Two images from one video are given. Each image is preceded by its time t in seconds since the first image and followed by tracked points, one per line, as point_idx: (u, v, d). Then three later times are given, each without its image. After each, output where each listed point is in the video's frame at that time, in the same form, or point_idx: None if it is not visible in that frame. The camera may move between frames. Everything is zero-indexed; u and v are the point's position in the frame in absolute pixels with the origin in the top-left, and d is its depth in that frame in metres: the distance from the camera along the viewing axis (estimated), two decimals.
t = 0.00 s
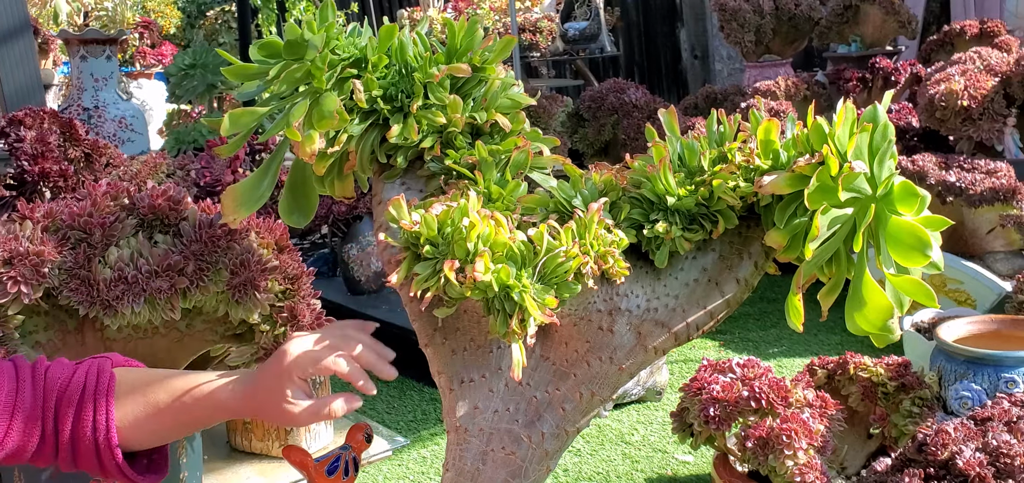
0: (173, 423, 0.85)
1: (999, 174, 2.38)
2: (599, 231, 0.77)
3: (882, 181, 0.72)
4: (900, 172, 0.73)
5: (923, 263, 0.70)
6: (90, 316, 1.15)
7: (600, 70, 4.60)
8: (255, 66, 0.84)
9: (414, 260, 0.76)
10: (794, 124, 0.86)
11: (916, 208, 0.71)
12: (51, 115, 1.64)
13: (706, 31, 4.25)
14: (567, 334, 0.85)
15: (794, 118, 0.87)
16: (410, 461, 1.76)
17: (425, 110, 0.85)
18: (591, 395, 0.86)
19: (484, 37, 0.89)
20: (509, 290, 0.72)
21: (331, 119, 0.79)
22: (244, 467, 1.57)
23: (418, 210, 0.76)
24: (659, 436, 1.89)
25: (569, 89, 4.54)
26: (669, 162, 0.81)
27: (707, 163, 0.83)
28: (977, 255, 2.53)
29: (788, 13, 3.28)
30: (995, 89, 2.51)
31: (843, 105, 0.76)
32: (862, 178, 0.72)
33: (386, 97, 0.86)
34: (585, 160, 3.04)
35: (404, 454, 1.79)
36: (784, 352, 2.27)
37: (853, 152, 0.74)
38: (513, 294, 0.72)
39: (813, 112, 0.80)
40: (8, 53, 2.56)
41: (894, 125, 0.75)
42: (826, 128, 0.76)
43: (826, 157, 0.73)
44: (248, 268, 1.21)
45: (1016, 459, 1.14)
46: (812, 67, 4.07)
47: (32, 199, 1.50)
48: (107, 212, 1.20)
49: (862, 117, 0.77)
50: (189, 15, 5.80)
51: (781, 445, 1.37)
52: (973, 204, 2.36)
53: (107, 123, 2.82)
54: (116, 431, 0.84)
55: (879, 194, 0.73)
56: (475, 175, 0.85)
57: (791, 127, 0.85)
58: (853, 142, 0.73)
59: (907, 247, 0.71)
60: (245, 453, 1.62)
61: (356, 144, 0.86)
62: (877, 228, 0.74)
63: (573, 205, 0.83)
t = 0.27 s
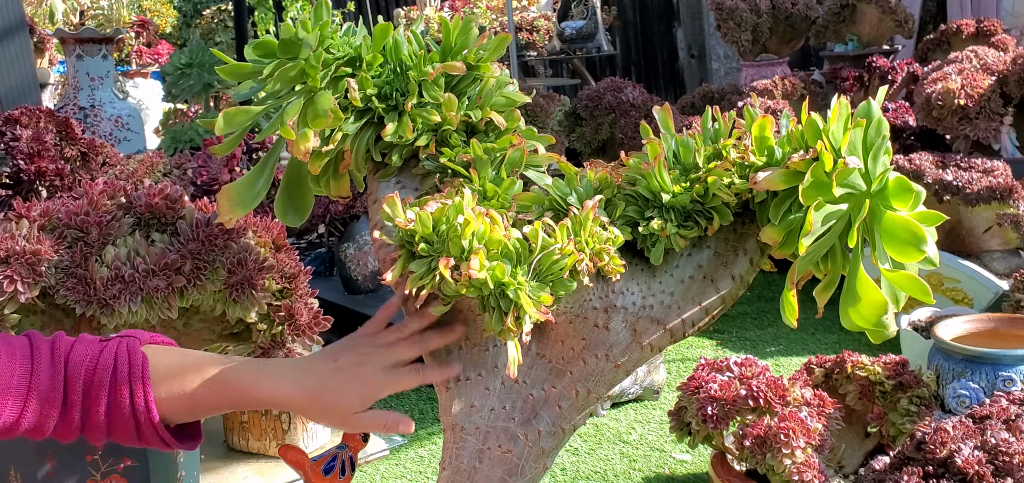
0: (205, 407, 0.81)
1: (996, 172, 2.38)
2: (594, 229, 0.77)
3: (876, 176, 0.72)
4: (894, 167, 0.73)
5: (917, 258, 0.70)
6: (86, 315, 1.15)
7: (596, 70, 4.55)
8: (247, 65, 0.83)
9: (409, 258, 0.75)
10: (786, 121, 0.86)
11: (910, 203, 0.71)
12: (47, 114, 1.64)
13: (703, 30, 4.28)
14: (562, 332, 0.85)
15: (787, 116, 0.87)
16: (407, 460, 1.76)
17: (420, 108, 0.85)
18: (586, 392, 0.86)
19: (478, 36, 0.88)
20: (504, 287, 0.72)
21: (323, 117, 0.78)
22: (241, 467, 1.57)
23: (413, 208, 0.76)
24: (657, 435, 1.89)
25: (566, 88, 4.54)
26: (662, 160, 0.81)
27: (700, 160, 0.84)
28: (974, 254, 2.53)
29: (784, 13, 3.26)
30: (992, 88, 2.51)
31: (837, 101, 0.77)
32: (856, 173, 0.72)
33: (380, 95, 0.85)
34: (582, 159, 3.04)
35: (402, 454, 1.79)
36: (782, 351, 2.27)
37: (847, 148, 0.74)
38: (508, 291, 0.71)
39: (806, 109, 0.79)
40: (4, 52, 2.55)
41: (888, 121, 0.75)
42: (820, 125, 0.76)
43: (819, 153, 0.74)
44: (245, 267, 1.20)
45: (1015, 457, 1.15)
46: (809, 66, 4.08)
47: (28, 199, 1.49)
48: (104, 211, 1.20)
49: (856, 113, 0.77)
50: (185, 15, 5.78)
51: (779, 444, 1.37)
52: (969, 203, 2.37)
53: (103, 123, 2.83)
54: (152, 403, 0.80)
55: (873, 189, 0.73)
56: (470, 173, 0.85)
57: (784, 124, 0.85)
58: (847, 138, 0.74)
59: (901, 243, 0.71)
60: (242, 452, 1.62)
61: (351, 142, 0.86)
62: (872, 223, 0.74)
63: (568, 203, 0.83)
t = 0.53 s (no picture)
0: (215, 419, 0.79)
1: (994, 173, 2.38)
2: (596, 230, 0.77)
3: (876, 180, 0.73)
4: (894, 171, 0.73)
5: (918, 260, 0.70)
6: (86, 315, 1.15)
7: (594, 70, 4.55)
8: (249, 66, 0.83)
9: (410, 260, 0.76)
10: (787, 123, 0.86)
11: (911, 206, 0.71)
12: (46, 114, 1.64)
13: (701, 30, 4.29)
14: (563, 333, 0.85)
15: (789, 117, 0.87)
16: (405, 461, 1.76)
17: (422, 109, 0.85)
18: (586, 393, 0.87)
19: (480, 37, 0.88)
20: (505, 289, 0.72)
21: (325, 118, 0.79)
22: (240, 467, 1.57)
23: (416, 209, 0.77)
24: (655, 436, 1.89)
25: (564, 88, 4.55)
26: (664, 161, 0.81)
27: (702, 162, 0.83)
28: (971, 255, 2.54)
29: (783, 14, 3.28)
30: (989, 90, 2.51)
31: (838, 105, 0.77)
32: (857, 176, 0.72)
33: (382, 97, 0.86)
34: (581, 160, 3.04)
35: (400, 454, 1.79)
36: (780, 352, 2.28)
37: (848, 151, 0.74)
38: (509, 293, 0.72)
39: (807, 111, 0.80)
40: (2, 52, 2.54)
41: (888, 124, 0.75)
42: (821, 128, 0.76)
43: (820, 156, 0.74)
44: (245, 267, 1.20)
45: (1011, 458, 1.15)
46: (807, 67, 4.09)
47: (27, 199, 1.50)
48: (103, 211, 1.20)
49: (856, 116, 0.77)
50: (184, 15, 5.78)
51: (776, 445, 1.37)
52: (967, 204, 2.37)
53: (101, 123, 2.83)
54: (156, 408, 0.77)
55: (874, 192, 0.73)
56: (472, 174, 0.85)
57: (786, 126, 0.85)
58: (848, 141, 0.74)
59: (902, 246, 0.71)
60: (241, 453, 1.62)
61: (353, 143, 0.87)
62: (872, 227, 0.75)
63: (569, 204, 0.83)
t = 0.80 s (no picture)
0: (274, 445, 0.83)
1: (991, 173, 2.39)
2: (593, 230, 0.77)
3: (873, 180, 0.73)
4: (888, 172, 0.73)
5: (914, 259, 0.70)
6: (83, 314, 1.15)
7: (592, 70, 4.55)
8: (248, 66, 0.83)
9: (409, 258, 0.76)
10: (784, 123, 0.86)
11: (906, 206, 0.71)
12: (44, 113, 1.64)
13: (700, 30, 4.27)
14: (560, 332, 0.85)
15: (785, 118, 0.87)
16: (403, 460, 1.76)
17: (420, 109, 0.85)
18: (584, 392, 0.86)
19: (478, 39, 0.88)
20: (504, 287, 0.72)
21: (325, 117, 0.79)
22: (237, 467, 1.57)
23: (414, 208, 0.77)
24: (653, 435, 1.89)
25: (563, 88, 4.55)
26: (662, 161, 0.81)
27: (700, 161, 0.83)
28: (969, 255, 2.54)
29: (781, 13, 3.28)
30: (987, 90, 2.52)
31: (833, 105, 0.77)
32: (852, 176, 0.73)
33: (381, 96, 0.85)
34: (579, 160, 3.04)
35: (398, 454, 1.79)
36: (777, 352, 2.28)
37: (843, 151, 0.74)
38: (507, 291, 0.72)
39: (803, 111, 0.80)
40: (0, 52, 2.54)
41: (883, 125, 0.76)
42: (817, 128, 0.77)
43: (816, 156, 0.74)
44: (241, 267, 1.20)
45: (1008, 458, 1.15)
46: (806, 67, 4.09)
47: (25, 199, 1.49)
48: (100, 210, 1.20)
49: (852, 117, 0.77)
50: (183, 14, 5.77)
51: (774, 445, 1.38)
52: (964, 204, 2.37)
53: (99, 122, 2.83)
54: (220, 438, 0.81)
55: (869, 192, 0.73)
56: (470, 174, 0.85)
57: (783, 127, 0.85)
58: (843, 141, 0.74)
59: (897, 245, 0.71)
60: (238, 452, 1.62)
61: (352, 143, 0.86)
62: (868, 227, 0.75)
63: (567, 204, 0.83)
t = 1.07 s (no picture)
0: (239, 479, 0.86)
1: (990, 173, 2.39)
2: (599, 229, 0.77)
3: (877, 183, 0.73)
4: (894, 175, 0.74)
5: (918, 262, 0.70)
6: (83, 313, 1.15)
7: (590, 69, 4.56)
8: (257, 64, 0.84)
9: (415, 256, 0.76)
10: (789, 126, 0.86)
11: (910, 209, 0.72)
12: (43, 113, 1.64)
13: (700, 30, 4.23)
14: (565, 331, 0.86)
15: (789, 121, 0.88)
16: (403, 460, 1.76)
17: (427, 109, 0.86)
18: (588, 392, 0.86)
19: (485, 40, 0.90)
20: (509, 286, 0.72)
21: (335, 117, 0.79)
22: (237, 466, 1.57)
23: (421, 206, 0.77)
24: (653, 435, 1.89)
25: (562, 88, 4.55)
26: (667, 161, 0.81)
27: (705, 161, 0.84)
28: (968, 255, 2.54)
29: (780, 13, 3.28)
30: (986, 89, 2.52)
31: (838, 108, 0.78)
32: (857, 179, 0.73)
33: (388, 96, 0.86)
34: (577, 159, 3.04)
35: (397, 453, 1.79)
36: (777, 351, 2.28)
37: (849, 153, 0.74)
38: (513, 290, 0.72)
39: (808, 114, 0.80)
40: None
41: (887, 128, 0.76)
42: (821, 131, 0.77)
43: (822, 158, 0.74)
44: (241, 266, 1.19)
45: (1008, 456, 1.15)
46: (805, 67, 4.09)
47: (24, 198, 1.49)
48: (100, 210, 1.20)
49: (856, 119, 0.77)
50: (181, 14, 5.77)
51: (774, 444, 1.38)
52: (963, 203, 2.38)
53: (98, 122, 2.83)
54: None
55: (874, 194, 0.73)
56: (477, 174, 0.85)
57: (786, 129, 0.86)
58: (849, 144, 0.74)
59: (902, 247, 0.71)
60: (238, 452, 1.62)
61: (359, 142, 0.86)
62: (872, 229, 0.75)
63: (573, 204, 0.84)
